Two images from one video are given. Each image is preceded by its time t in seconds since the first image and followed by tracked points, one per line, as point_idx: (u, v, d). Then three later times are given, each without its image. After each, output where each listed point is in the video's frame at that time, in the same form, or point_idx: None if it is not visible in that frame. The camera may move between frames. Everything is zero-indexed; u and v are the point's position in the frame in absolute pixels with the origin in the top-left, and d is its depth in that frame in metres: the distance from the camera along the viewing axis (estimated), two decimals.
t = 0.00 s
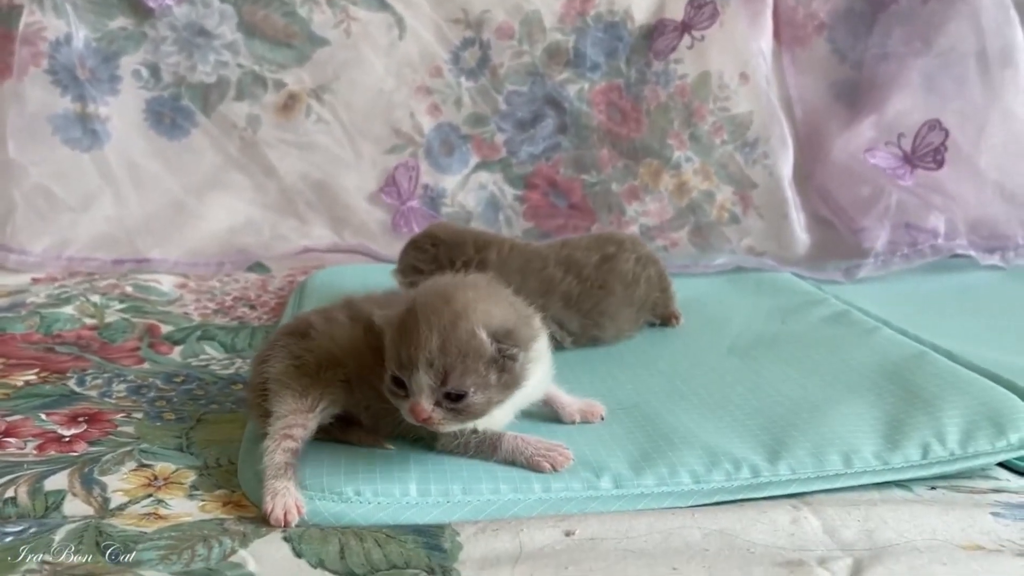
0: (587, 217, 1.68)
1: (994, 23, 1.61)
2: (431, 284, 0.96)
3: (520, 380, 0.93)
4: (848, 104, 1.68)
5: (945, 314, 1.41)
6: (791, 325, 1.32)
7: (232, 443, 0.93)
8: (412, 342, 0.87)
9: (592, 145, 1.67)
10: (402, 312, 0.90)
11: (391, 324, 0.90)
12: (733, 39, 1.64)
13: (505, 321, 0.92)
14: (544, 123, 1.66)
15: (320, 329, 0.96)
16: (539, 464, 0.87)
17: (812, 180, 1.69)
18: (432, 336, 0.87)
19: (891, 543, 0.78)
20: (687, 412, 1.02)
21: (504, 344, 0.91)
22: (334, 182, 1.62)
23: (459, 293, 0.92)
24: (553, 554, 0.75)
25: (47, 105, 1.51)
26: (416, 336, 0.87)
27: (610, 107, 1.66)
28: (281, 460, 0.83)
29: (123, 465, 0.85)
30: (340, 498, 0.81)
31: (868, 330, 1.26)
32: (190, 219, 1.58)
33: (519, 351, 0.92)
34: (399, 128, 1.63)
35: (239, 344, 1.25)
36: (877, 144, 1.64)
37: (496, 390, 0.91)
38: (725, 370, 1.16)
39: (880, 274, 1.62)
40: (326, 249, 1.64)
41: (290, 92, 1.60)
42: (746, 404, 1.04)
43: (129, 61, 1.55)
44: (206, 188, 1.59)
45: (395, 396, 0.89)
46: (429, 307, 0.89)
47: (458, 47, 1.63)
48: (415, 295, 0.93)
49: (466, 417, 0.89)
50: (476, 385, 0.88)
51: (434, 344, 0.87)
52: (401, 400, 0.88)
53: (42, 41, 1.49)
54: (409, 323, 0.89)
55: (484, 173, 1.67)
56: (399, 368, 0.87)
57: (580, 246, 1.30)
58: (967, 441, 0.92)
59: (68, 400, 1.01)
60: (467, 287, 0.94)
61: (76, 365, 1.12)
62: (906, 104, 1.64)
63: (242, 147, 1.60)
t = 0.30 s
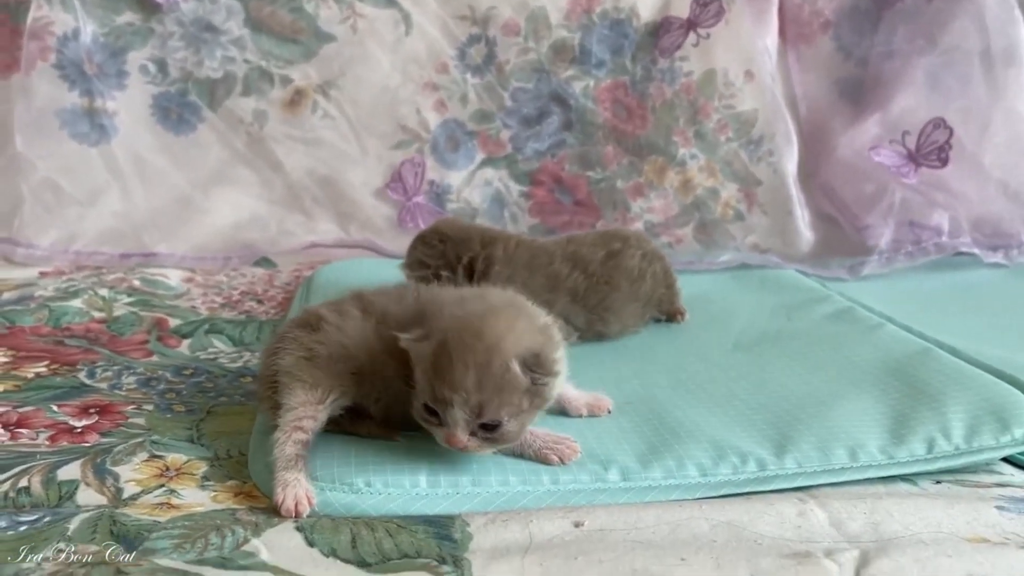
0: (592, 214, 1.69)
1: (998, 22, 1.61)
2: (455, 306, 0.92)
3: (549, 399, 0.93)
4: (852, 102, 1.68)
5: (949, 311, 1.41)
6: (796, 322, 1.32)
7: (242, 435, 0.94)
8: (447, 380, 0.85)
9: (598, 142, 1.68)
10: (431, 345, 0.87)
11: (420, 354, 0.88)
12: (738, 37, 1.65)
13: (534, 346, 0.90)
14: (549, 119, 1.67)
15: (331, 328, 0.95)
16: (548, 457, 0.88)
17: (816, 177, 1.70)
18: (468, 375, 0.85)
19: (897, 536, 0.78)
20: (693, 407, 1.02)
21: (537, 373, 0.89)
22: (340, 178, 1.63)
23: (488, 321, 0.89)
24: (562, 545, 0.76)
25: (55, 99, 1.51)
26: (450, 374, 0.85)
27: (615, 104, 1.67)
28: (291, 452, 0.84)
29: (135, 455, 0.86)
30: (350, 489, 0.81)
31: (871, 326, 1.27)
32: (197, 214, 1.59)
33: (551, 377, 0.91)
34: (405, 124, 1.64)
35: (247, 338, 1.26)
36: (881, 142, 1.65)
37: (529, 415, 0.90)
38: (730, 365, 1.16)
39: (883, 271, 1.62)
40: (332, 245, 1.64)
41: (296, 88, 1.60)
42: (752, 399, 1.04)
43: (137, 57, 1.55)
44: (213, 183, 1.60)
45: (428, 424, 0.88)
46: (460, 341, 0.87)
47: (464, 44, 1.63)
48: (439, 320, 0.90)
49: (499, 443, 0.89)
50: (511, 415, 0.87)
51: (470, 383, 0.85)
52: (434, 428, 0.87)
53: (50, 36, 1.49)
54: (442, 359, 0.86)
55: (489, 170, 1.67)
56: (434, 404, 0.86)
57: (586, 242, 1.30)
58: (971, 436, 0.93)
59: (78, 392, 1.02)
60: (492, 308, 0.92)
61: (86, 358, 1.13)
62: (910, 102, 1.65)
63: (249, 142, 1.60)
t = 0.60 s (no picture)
0: (598, 211, 1.70)
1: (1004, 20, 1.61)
2: (506, 317, 0.95)
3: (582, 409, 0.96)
4: (858, 101, 1.68)
5: (955, 309, 1.42)
6: (803, 318, 1.33)
7: (255, 428, 0.95)
8: (514, 390, 0.87)
9: (604, 139, 1.68)
10: (494, 355, 0.89)
11: (479, 362, 0.89)
12: (744, 35, 1.65)
13: (582, 359, 0.94)
14: (556, 117, 1.67)
15: (348, 326, 0.96)
16: (558, 451, 0.90)
17: (822, 174, 1.70)
18: (536, 386, 0.88)
19: (905, 529, 0.79)
20: (702, 401, 1.03)
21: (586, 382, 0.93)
22: (347, 174, 1.63)
23: (544, 335, 0.92)
24: (574, 536, 0.77)
25: (64, 95, 1.53)
26: (518, 386, 0.87)
27: (621, 101, 1.67)
28: (305, 445, 0.84)
29: (149, 447, 0.87)
30: (363, 481, 0.83)
31: (877, 322, 1.27)
32: (205, 210, 1.59)
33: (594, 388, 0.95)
34: (412, 120, 1.64)
35: (256, 332, 1.26)
36: (887, 140, 1.66)
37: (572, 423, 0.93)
38: (737, 361, 1.17)
39: (889, 268, 1.63)
40: (340, 240, 1.65)
41: (304, 84, 1.60)
42: (760, 395, 1.05)
43: (146, 53, 1.55)
44: (221, 179, 1.61)
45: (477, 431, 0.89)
46: (527, 354, 0.90)
47: (472, 41, 1.63)
48: (494, 331, 0.93)
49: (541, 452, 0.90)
50: (563, 421, 0.90)
51: (536, 393, 0.88)
52: (483, 433, 0.89)
53: (59, 32, 1.50)
54: (510, 370, 0.88)
55: (496, 166, 1.68)
56: (494, 412, 0.87)
57: (594, 238, 1.31)
58: (978, 431, 0.93)
59: (91, 385, 1.03)
60: (540, 321, 0.95)
61: (97, 352, 1.14)
62: (915, 101, 1.65)
63: (257, 138, 1.61)
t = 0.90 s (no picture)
0: (604, 207, 1.70)
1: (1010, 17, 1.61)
2: (510, 310, 0.98)
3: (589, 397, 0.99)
4: (863, 97, 1.68)
5: (960, 304, 1.42)
6: (809, 313, 1.33)
7: (262, 421, 0.95)
8: (526, 382, 0.90)
9: (609, 135, 1.68)
10: (504, 349, 0.92)
11: (489, 357, 0.91)
12: (750, 31, 1.64)
13: (589, 347, 0.96)
14: (562, 112, 1.67)
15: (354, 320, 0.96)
16: (565, 442, 0.90)
17: (828, 171, 1.71)
18: (548, 378, 0.90)
19: (911, 519, 0.80)
20: (707, 394, 1.04)
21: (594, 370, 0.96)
22: (353, 169, 1.64)
23: (550, 328, 0.95)
24: (582, 525, 0.78)
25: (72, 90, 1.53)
26: (528, 380, 0.90)
27: (627, 97, 1.67)
28: (313, 435, 0.85)
29: (158, 441, 0.87)
30: (371, 472, 0.83)
31: (883, 317, 1.28)
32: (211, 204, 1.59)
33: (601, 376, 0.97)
34: (418, 116, 1.64)
35: (263, 326, 1.27)
36: (892, 137, 1.66)
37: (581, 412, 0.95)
38: (741, 355, 1.17)
39: (894, 264, 1.62)
40: (347, 235, 1.65)
41: (311, 79, 1.60)
42: (766, 388, 1.05)
43: (153, 47, 1.55)
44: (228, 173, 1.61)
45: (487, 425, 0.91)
46: (536, 348, 0.92)
47: (478, 37, 1.63)
48: (500, 325, 0.95)
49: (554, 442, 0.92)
50: (575, 410, 0.92)
51: (548, 384, 0.90)
52: (495, 426, 0.90)
53: (66, 26, 1.49)
54: (520, 363, 0.91)
55: (502, 162, 1.68)
56: (506, 405, 0.89)
57: (600, 233, 1.32)
58: (984, 424, 0.94)
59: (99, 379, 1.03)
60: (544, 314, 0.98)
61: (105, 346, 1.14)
62: (920, 97, 1.65)
63: (263, 133, 1.61)
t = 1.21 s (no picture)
0: (607, 206, 1.70)
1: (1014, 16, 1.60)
2: (537, 299, 0.99)
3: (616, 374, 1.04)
4: (866, 97, 1.68)
5: (965, 304, 1.42)
6: (813, 313, 1.33)
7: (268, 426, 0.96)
8: (583, 374, 0.92)
9: (612, 135, 1.68)
10: (557, 343, 0.93)
11: (540, 355, 0.92)
12: (753, 31, 1.64)
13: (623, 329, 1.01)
14: (565, 112, 1.67)
15: (359, 329, 0.97)
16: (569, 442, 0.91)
17: (831, 170, 1.71)
18: (604, 366, 0.94)
19: (915, 519, 0.80)
20: (710, 395, 1.04)
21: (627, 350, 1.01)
22: (358, 168, 1.62)
23: (586, 317, 0.97)
24: (587, 524, 0.79)
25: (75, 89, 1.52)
26: (584, 371, 0.92)
27: (630, 97, 1.67)
28: (317, 436, 0.86)
29: (162, 456, 0.87)
30: (375, 472, 0.84)
31: (887, 317, 1.28)
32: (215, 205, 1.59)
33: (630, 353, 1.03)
34: (422, 116, 1.65)
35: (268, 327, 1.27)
36: (895, 137, 1.66)
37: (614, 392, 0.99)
38: (745, 355, 1.18)
39: (898, 265, 1.62)
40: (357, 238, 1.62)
41: (314, 79, 1.60)
42: (767, 387, 1.06)
43: (157, 47, 1.54)
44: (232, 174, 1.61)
45: (539, 423, 0.92)
46: (588, 338, 0.95)
47: (481, 36, 1.63)
48: (540, 317, 0.96)
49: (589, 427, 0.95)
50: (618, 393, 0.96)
51: (603, 372, 0.93)
52: (545, 421, 0.92)
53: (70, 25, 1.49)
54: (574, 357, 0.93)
55: (505, 162, 1.68)
56: (561, 399, 0.91)
57: (604, 233, 1.32)
58: (988, 424, 0.94)
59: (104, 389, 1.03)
60: (572, 300, 1.00)
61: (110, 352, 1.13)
62: (923, 97, 1.65)
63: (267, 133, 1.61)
